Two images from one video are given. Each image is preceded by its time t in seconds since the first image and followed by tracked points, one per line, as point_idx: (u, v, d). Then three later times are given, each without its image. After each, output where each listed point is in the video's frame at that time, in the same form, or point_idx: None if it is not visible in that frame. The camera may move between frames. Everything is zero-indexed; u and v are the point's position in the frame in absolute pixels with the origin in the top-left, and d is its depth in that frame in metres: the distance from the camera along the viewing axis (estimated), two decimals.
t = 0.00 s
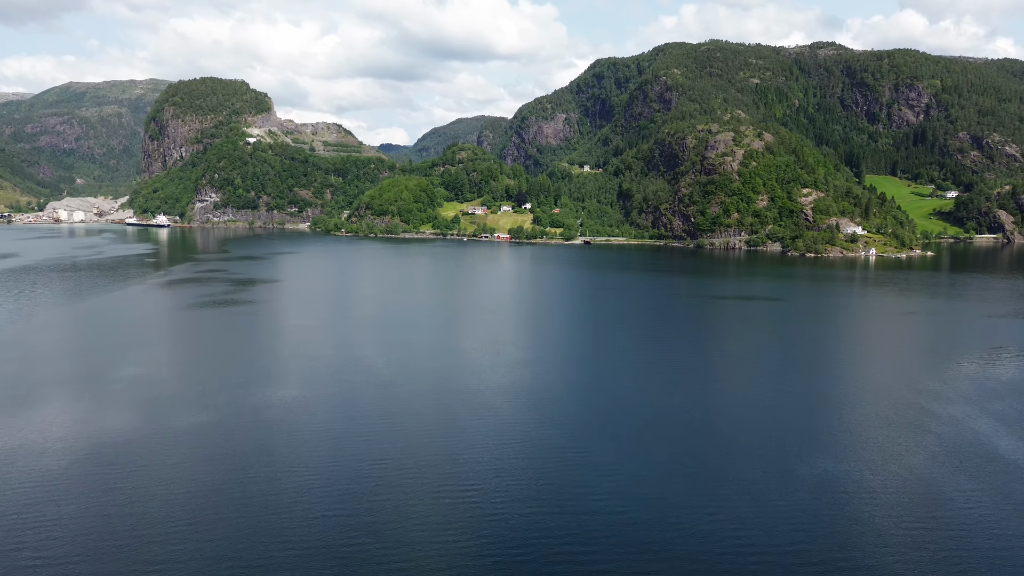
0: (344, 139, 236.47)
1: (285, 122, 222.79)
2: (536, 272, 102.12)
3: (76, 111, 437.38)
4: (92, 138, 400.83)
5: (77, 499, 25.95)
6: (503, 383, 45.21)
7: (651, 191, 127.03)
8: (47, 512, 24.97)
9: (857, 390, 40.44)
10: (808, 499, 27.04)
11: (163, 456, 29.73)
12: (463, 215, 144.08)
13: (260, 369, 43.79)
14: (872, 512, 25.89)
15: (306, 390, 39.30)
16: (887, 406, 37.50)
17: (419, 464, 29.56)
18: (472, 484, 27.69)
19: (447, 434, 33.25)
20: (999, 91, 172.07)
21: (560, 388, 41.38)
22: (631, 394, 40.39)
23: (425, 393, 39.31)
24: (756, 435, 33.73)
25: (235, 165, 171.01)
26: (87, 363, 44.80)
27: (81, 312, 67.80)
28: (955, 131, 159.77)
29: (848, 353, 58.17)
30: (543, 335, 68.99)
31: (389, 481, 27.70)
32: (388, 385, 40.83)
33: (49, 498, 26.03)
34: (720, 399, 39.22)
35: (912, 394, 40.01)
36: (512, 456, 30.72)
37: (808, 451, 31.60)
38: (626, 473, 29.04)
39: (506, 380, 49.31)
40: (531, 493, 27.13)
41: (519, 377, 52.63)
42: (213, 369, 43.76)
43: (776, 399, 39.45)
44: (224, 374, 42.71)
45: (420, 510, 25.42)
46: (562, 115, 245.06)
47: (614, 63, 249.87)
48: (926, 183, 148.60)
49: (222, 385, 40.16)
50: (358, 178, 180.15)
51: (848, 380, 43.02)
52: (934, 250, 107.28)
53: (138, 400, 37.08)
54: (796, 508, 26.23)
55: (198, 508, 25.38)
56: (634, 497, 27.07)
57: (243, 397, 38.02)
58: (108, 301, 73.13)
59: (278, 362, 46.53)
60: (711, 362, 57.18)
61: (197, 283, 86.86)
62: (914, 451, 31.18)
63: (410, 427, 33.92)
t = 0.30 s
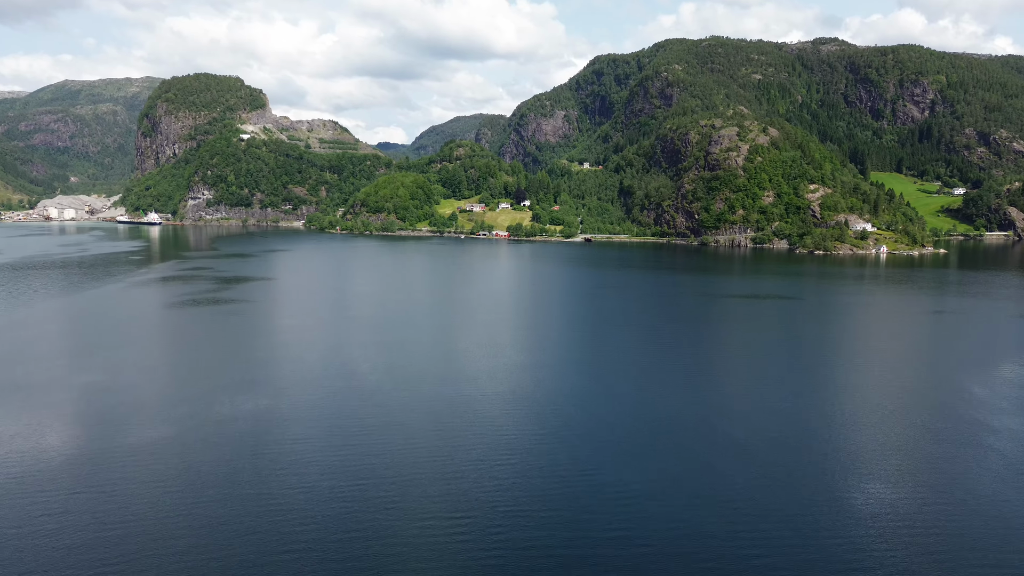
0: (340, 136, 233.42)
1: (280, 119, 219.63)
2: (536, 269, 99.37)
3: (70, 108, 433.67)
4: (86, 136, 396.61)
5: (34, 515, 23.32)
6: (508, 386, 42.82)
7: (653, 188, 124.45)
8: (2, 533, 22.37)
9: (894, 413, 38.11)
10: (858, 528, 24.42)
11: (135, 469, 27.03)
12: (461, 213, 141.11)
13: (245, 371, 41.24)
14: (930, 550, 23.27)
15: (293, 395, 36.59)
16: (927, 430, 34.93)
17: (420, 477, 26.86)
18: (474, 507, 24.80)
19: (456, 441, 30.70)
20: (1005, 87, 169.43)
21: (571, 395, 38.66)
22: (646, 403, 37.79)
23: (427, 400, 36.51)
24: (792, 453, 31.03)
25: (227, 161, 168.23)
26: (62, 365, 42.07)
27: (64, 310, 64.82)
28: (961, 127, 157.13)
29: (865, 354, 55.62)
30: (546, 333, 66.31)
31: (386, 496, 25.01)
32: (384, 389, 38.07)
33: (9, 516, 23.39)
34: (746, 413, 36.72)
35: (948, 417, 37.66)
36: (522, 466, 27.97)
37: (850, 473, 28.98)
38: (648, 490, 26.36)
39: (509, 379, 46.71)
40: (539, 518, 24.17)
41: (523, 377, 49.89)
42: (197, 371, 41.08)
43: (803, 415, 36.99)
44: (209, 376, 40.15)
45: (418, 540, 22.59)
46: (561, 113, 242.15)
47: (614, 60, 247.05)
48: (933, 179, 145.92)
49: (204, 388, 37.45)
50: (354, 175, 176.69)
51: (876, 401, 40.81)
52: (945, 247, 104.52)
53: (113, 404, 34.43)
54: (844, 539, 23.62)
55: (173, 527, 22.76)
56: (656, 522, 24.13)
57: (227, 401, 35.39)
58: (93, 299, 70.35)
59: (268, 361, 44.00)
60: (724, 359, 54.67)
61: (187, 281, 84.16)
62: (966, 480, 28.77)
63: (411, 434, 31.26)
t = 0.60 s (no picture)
0: (336, 134, 230.26)
1: (275, 116, 216.48)
2: (535, 268, 96.42)
3: (63, 106, 429.72)
4: (80, 134, 392.56)
5: None
6: (510, 392, 40.17)
7: (654, 185, 121.67)
8: None
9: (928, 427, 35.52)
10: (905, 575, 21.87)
11: (97, 515, 24.62)
12: (457, 211, 138.08)
13: (229, 396, 38.86)
14: None
15: (279, 425, 34.21)
16: (966, 447, 32.41)
17: (414, 527, 24.33)
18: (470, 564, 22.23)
19: (456, 478, 28.21)
20: (1011, 83, 166.95)
21: (578, 415, 36.12)
22: (659, 423, 35.27)
23: (424, 427, 34.07)
24: (821, 479, 28.53)
25: (220, 159, 165.66)
26: (35, 387, 39.65)
27: (37, 312, 61.82)
28: (966, 124, 154.68)
29: (885, 355, 52.92)
30: (547, 333, 63.55)
31: (377, 556, 22.53)
32: (378, 417, 35.64)
33: None
34: (767, 432, 34.23)
35: (984, 433, 34.87)
36: (527, 514, 25.43)
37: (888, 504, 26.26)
38: (669, 539, 23.85)
39: (512, 382, 43.97)
40: None
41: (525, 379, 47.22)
42: (179, 395, 38.72)
43: (828, 430, 34.47)
44: (190, 401, 37.78)
45: None
46: (560, 110, 239.26)
47: (613, 56, 244.25)
48: (938, 177, 143.33)
49: (184, 417, 35.11)
50: (349, 173, 172.20)
51: (906, 411, 38.26)
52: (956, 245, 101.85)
53: (84, 437, 32.08)
54: None
55: None
56: None
57: (207, 432, 33.08)
58: (77, 299, 67.82)
59: (254, 383, 41.59)
60: (736, 360, 52.01)
61: (177, 281, 81.58)
62: (1019, 507, 26.25)
63: (406, 472, 28.85)
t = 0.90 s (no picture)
0: (331, 132, 227.12)
1: (270, 114, 213.39)
2: (534, 266, 93.39)
3: (57, 105, 425.87)
4: (74, 133, 388.61)
5: None
6: (515, 396, 37.52)
7: (657, 182, 119.04)
8: None
9: (968, 434, 32.95)
10: None
11: (43, 548, 21.85)
12: (455, 208, 135.17)
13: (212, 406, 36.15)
14: None
15: (262, 434, 31.29)
16: (1013, 456, 29.67)
17: (411, 548, 21.69)
18: None
19: (458, 491, 25.46)
20: (1017, 80, 164.46)
21: (589, 420, 33.42)
22: (677, 430, 32.53)
23: (423, 435, 31.29)
24: (856, 490, 25.77)
25: (213, 156, 162.96)
26: (4, 403, 37.17)
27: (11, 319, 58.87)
28: (973, 121, 152.14)
29: (906, 355, 50.51)
30: (552, 332, 60.79)
31: None
32: (372, 423, 32.92)
33: None
34: (795, 438, 31.63)
35: None
36: (536, 535, 22.64)
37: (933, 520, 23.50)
38: (699, 559, 21.01)
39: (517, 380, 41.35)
40: None
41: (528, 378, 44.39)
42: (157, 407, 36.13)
43: (861, 437, 31.68)
44: (170, 413, 35.18)
45: None
46: (559, 108, 236.35)
47: (613, 53, 241.60)
48: (945, 175, 140.71)
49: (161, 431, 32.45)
50: (344, 170, 169.22)
51: (941, 416, 35.77)
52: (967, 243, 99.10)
53: (47, 456, 29.45)
54: None
55: None
56: None
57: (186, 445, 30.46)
58: (62, 303, 65.32)
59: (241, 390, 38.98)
60: (752, 359, 49.47)
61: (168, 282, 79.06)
62: None
63: (402, 483, 26.11)
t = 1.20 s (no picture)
0: (327, 129, 224.00)
1: (265, 111, 210.20)
2: (533, 265, 90.25)
3: (52, 103, 421.84)
4: (68, 131, 384.57)
5: None
6: (518, 402, 35.13)
7: (659, 179, 116.40)
8: None
9: (1011, 447, 30.16)
10: None
11: None
12: (452, 206, 132.16)
13: (197, 411, 33.81)
14: None
15: (234, 452, 28.16)
16: None
17: None
18: None
19: (464, 511, 23.16)
20: None
21: (597, 430, 31.12)
22: (694, 440, 30.08)
23: (423, 446, 29.01)
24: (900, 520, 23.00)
25: (205, 153, 159.82)
26: None
27: None
28: (980, 118, 149.60)
29: (926, 355, 48.27)
30: (555, 332, 58.29)
31: None
32: (368, 431, 30.60)
33: None
34: (824, 451, 29.04)
35: None
36: (546, 572, 20.16)
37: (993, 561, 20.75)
38: None
39: (518, 382, 38.98)
40: None
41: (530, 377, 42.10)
42: (138, 411, 33.78)
43: (897, 452, 28.83)
44: (152, 417, 32.83)
45: None
46: (558, 106, 233.32)
47: (612, 51, 238.91)
48: (952, 173, 138.10)
49: (141, 436, 30.11)
50: (339, 168, 166.41)
51: (973, 421, 33.62)
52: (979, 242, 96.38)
53: (12, 465, 27.13)
54: None
55: None
56: None
57: (168, 451, 28.12)
58: (44, 307, 62.74)
59: (228, 394, 36.62)
60: (764, 359, 47.18)
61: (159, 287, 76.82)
62: None
63: (399, 501, 23.80)
